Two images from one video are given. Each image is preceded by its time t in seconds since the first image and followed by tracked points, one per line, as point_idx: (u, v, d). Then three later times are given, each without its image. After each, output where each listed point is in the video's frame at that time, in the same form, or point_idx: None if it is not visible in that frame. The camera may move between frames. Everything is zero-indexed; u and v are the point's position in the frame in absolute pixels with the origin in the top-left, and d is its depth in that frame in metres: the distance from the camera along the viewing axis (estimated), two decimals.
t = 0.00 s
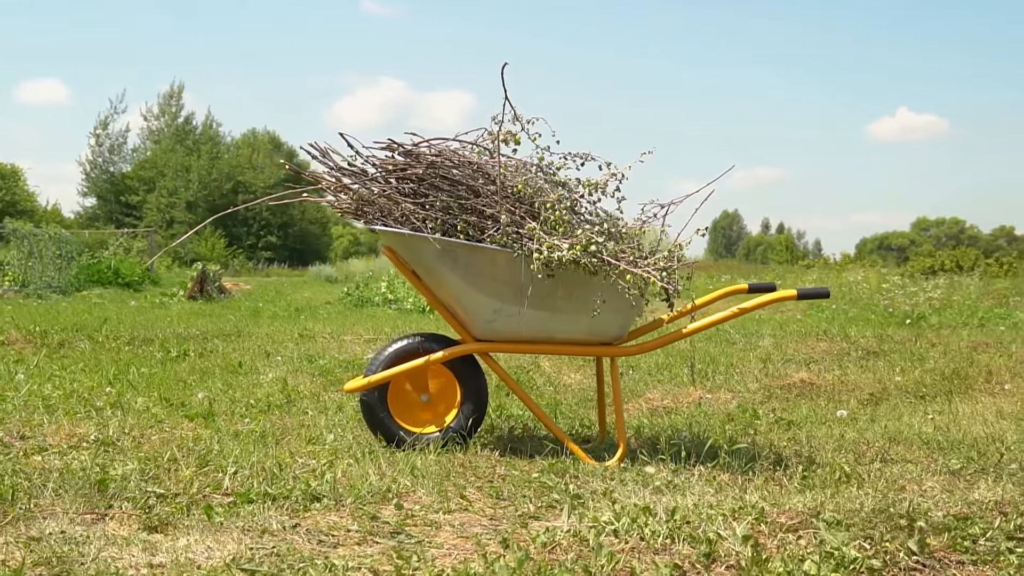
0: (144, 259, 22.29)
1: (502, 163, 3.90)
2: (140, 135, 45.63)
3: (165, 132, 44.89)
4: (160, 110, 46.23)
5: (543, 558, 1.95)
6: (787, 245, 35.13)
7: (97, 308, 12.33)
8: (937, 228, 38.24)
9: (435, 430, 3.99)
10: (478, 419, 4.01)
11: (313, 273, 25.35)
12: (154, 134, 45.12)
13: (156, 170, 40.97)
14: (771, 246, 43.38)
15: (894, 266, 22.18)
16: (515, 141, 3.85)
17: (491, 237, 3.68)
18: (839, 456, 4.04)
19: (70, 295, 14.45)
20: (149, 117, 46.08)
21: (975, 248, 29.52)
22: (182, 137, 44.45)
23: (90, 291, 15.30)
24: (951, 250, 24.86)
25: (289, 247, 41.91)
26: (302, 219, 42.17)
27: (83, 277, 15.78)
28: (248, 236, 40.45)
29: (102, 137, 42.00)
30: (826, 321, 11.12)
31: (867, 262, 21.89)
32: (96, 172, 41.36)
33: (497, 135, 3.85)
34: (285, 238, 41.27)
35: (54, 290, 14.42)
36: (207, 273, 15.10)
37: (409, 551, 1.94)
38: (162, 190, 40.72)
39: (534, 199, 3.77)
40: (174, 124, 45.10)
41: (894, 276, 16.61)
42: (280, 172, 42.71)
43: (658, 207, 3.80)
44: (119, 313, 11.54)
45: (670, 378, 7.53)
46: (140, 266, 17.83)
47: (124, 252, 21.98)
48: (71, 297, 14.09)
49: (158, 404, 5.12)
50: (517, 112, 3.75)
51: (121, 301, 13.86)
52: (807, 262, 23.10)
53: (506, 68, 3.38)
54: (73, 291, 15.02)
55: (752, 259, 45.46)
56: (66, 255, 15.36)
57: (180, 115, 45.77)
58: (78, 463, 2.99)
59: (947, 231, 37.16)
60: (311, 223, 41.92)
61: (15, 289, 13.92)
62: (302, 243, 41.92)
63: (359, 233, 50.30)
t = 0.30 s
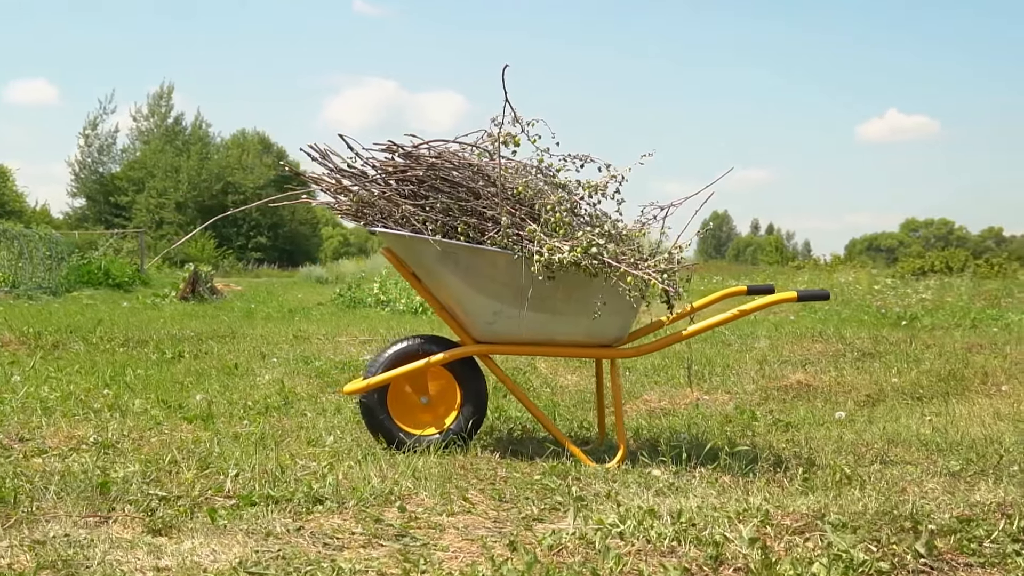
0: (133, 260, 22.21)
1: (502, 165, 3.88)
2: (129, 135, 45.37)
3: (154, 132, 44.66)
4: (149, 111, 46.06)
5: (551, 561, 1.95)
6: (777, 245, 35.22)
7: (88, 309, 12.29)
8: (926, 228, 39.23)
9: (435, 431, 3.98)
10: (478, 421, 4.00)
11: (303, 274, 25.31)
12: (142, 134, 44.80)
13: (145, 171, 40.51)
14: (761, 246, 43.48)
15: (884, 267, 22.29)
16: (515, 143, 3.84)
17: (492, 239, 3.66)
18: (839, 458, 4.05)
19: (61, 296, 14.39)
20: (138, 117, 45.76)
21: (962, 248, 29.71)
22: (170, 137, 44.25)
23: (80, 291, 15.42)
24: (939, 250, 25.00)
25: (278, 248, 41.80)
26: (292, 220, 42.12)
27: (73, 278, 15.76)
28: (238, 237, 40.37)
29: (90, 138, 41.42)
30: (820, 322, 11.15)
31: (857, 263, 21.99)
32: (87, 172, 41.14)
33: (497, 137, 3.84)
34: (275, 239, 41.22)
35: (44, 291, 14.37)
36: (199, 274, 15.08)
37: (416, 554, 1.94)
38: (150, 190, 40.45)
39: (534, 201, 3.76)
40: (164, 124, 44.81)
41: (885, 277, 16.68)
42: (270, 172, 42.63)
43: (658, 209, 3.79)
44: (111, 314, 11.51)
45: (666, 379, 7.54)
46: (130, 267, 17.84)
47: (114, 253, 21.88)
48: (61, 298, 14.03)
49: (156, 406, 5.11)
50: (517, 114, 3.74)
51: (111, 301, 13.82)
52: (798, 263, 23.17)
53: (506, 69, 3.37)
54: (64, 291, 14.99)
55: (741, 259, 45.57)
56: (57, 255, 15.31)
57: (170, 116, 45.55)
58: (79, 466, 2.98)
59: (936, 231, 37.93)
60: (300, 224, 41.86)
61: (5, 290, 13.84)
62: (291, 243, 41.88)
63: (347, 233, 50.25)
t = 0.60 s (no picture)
0: (125, 260, 22.12)
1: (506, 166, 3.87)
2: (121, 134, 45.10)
3: (146, 131, 44.42)
4: (140, 109, 45.63)
5: (564, 562, 1.95)
6: (770, 244, 35.24)
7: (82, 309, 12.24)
8: (917, 228, 39.48)
9: (439, 431, 3.97)
10: (483, 420, 3.99)
11: (295, 273, 25.22)
12: (134, 133, 43.92)
13: (138, 170, 40.06)
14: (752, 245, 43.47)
15: (877, 267, 22.33)
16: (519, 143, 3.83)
17: (497, 239, 3.65)
18: (843, 458, 4.05)
19: (54, 295, 14.31)
20: (127, 115, 45.12)
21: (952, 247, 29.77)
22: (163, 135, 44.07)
23: (73, 291, 15.42)
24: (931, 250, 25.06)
25: (270, 247, 41.67)
26: (285, 219, 42.02)
27: (66, 277, 15.76)
28: (230, 236, 40.32)
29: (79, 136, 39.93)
30: (818, 321, 11.15)
31: (851, 262, 22.00)
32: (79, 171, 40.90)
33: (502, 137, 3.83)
34: (267, 238, 41.20)
35: (38, 290, 14.33)
36: (194, 273, 15.05)
37: (428, 555, 1.94)
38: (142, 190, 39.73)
39: (539, 201, 3.75)
40: (155, 123, 44.17)
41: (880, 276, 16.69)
42: (264, 171, 42.55)
43: (663, 209, 3.78)
44: (107, 314, 11.48)
45: (667, 379, 7.53)
46: (123, 267, 17.88)
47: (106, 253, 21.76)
48: (55, 298, 13.99)
49: (157, 406, 5.10)
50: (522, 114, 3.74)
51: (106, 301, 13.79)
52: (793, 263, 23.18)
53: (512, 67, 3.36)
54: (57, 291, 14.96)
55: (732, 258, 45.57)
56: (50, 255, 15.25)
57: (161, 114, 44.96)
58: (85, 467, 2.98)
59: (927, 231, 38.39)
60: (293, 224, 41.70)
61: None
62: (284, 243, 41.82)
63: (339, 232, 50.13)
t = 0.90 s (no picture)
0: (118, 259, 22.05)
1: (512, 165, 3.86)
2: (112, 134, 44.96)
3: (139, 130, 44.25)
4: (133, 109, 45.31)
5: (577, 563, 1.95)
6: (764, 244, 35.26)
7: (78, 308, 12.22)
8: (911, 229, 39.79)
9: (444, 432, 3.97)
10: (488, 420, 3.99)
11: (290, 273, 25.17)
12: (128, 134, 44.27)
13: (130, 169, 40.29)
14: (745, 245, 43.50)
15: (872, 267, 22.36)
16: (525, 143, 3.82)
17: (503, 239, 3.64)
18: (849, 458, 4.05)
19: (49, 295, 14.29)
20: (119, 115, 44.66)
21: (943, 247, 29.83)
22: (156, 135, 43.93)
23: (68, 290, 15.41)
24: (925, 250, 25.13)
25: (263, 247, 41.71)
26: (277, 219, 42.04)
27: (61, 277, 15.74)
28: (225, 236, 40.32)
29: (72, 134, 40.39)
30: (817, 321, 11.14)
31: (845, 262, 22.03)
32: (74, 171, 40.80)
33: (507, 137, 3.82)
34: (262, 238, 41.25)
35: (32, 290, 14.30)
36: (190, 273, 15.04)
37: (440, 556, 1.94)
38: (133, 189, 39.97)
39: (544, 201, 3.74)
40: (147, 123, 43.83)
41: (875, 276, 16.70)
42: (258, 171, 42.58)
43: (668, 209, 3.76)
44: (105, 314, 11.47)
45: (668, 379, 7.53)
46: (118, 267, 17.85)
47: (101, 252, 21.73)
48: (50, 298, 13.96)
49: (161, 406, 5.10)
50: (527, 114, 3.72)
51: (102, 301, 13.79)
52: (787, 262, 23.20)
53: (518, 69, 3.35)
54: (52, 291, 14.93)
55: (727, 258, 45.63)
56: (44, 255, 15.23)
57: (155, 113, 44.52)
58: (92, 467, 2.98)
59: (921, 231, 38.97)
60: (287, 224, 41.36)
61: None
62: (277, 243, 41.84)
63: (330, 232, 50.06)
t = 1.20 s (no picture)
0: (114, 259, 22.03)
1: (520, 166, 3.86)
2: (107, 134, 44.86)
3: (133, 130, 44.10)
4: (128, 109, 45.17)
5: (594, 565, 1.95)
6: (758, 242, 35.30)
7: (76, 309, 12.21)
8: (904, 228, 39.88)
9: (452, 433, 3.96)
10: (496, 421, 3.98)
11: (286, 273, 25.18)
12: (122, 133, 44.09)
13: (125, 169, 39.89)
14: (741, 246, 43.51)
15: (869, 267, 22.37)
16: (533, 144, 3.81)
17: (512, 240, 3.64)
18: (858, 459, 4.04)
19: (45, 296, 14.27)
20: (113, 115, 44.51)
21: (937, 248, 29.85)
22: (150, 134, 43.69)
23: (64, 291, 15.40)
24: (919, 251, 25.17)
25: (258, 247, 41.75)
26: (272, 219, 42.06)
27: (57, 277, 15.73)
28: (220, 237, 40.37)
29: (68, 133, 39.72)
30: (817, 322, 11.13)
31: (840, 263, 22.06)
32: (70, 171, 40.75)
33: (516, 138, 3.81)
34: (256, 238, 41.37)
35: (29, 290, 14.28)
36: (188, 273, 15.04)
37: (456, 557, 1.94)
38: (127, 190, 39.23)
39: (553, 202, 3.73)
40: (141, 123, 43.73)
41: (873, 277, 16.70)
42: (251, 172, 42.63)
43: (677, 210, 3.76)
44: (104, 314, 11.47)
45: (672, 380, 7.52)
46: (114, 267, 17.84)
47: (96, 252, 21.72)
48: (47, 298, 13.95)
49: (166, 406, 5.10)
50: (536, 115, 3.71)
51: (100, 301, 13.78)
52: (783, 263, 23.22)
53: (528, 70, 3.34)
54: (48, 291, 14.93)
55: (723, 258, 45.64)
56: (41, 255, 15.23)
57: (149, 113, 44.38)
58: (101, 468, 2.97)
59: (914, 231, 39.18)
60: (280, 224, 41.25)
61: None
62: (272, 243, 41.89)
63: (324, 231, 50.05)
